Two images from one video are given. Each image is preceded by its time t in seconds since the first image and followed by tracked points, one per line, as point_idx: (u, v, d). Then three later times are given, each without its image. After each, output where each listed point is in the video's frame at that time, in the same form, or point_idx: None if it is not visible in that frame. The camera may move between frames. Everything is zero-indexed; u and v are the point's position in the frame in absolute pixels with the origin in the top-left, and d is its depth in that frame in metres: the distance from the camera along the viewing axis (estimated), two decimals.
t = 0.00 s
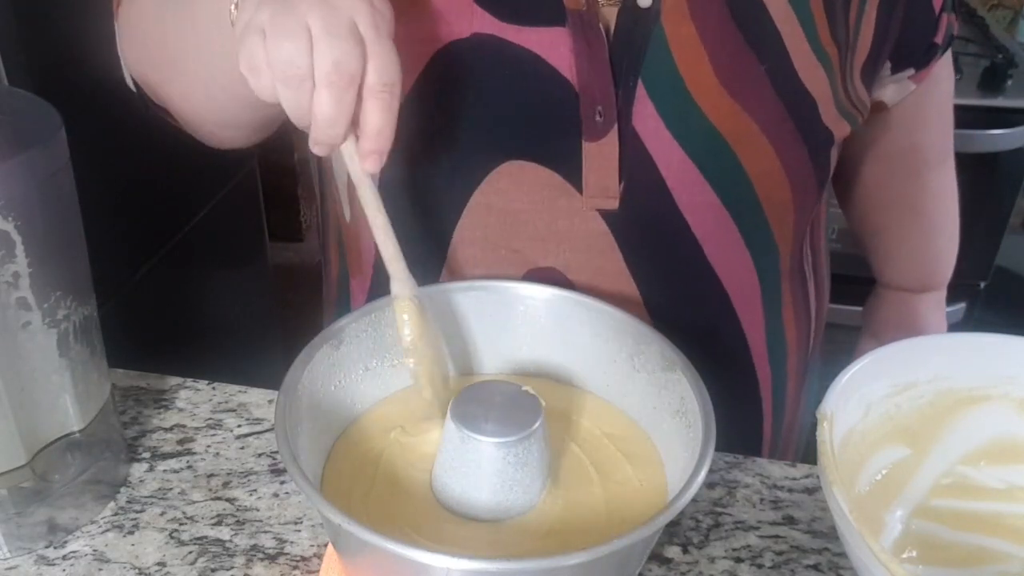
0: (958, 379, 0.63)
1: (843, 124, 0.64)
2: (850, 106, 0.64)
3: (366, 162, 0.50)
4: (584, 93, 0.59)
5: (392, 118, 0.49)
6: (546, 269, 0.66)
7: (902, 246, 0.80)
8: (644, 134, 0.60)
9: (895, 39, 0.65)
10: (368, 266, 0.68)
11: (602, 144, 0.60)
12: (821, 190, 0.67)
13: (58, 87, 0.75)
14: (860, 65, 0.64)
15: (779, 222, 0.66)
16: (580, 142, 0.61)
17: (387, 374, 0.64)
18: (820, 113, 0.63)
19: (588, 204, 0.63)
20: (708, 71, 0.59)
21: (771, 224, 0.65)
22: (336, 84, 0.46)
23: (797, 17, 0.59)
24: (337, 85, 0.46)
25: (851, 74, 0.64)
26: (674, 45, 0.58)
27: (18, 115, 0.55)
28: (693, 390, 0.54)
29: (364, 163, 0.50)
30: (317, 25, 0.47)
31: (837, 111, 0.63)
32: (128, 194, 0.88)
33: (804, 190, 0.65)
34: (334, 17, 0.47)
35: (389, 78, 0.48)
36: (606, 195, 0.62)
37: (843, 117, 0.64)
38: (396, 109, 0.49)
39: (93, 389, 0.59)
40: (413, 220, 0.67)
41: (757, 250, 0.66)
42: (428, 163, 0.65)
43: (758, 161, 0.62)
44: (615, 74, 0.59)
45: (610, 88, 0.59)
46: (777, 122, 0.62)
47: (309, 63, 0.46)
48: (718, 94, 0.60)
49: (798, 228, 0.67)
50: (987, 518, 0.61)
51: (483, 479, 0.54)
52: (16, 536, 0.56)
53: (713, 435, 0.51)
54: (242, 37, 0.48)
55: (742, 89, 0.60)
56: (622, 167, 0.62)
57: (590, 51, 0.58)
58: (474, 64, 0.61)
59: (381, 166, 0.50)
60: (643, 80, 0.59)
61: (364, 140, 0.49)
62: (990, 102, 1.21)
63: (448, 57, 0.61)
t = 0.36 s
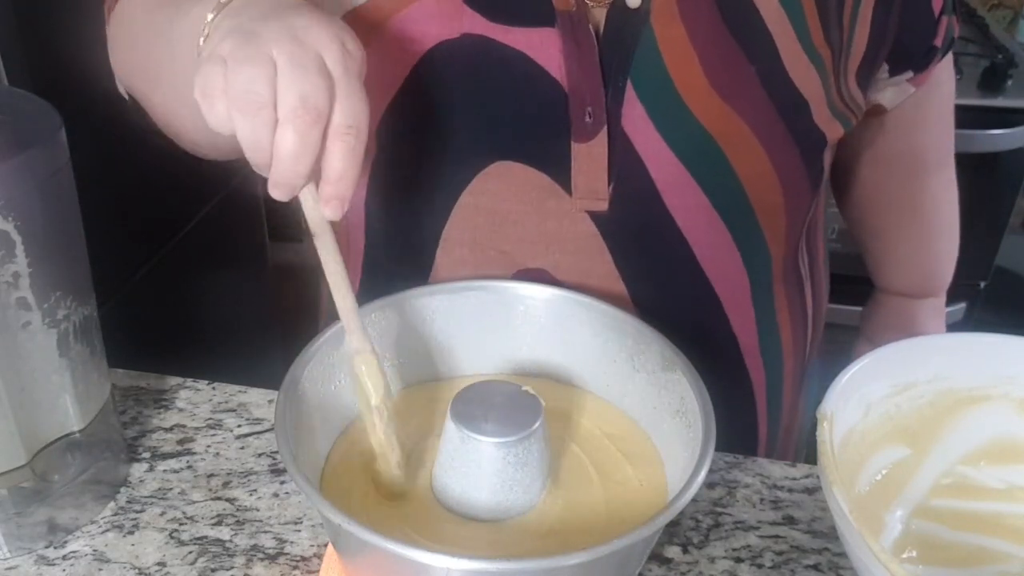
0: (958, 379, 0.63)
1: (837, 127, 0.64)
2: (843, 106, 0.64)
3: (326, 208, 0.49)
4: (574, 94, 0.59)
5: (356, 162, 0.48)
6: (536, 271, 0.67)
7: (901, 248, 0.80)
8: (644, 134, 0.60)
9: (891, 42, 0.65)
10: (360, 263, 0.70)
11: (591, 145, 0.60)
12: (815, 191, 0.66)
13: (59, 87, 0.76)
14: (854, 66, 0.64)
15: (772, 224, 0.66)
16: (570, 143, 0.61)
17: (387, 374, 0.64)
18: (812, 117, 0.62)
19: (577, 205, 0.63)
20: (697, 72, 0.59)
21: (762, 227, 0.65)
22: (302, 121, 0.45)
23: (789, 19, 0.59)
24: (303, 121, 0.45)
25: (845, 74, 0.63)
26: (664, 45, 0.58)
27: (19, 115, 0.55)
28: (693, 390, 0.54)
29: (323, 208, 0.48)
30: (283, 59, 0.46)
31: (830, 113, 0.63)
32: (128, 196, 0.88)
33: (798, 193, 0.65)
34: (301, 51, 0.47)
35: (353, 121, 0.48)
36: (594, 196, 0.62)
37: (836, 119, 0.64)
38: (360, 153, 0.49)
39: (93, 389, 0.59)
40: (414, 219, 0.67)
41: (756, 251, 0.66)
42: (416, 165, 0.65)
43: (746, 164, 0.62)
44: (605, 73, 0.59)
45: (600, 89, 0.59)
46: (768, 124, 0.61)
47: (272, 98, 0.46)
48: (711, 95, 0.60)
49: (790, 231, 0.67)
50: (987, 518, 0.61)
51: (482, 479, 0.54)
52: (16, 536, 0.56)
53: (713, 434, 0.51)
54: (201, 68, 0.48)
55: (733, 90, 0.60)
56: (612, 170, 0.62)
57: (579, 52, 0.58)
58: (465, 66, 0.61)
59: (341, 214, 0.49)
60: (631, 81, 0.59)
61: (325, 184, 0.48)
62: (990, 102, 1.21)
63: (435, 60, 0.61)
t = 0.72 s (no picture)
0: (958, 379, 0.63)
1: (842, 129, 0.64)
2: (849, 108, 0.64)
3: (349, 197, 0.47)
4: (583, 98, 0.59)
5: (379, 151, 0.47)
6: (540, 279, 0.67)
7: (901, 248, 0.80)
8: (644, 135, 0.60)
9: (894, 42, 0.65)
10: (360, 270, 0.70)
11: (599, 151, 0.60)
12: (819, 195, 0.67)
13: (60, 87, 0.76)
14: (858, 66, 0.64)
15: (777, 225, 0.66)
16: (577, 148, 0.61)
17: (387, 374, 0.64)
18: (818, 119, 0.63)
19: (584, 212, 0.63)
20: (703, 74, 0.59)
21: (771, 230, 0.66)
22: (329, 100, 0.44)
23: (795, 19, 0.59)
24: (331, 100, 0.44)
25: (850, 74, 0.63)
26: (672, 50, 0.58)
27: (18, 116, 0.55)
28: (693, 390, 0.54)
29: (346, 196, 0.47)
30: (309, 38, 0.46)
31: (835, 113, 0.63)
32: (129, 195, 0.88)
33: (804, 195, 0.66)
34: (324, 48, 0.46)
35: (377, 105, 0.47)
36: (602, 202, 0.62)
37: (840, 119, 0.64)
38: (384, 140, 0.48)
39: (93, 389, 0.59)
40: (413, 220, 0.67)
41: (756, 251, 0.66)
42: (417, 168, 0.65)
43: (755, 167, 0.62)
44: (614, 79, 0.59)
45: (608, 93, 0.59)
46: (774, 126, 0.61)
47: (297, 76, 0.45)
48: (717, 98, 0.60)
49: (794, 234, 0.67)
50: (986, 518, 0.61)
51: (483, 478, 0.54)
52: (16, 536, 0.56)
53: (713, 434, 0.51)
54: (217, 53, 0.46)
55: (738, 93, 0.60)
56: (618, 174, 0.62)
57: (587, 56, 0.58)
58: (466, 67, 0.61)
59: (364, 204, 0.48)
60: (639, 87, 0.59)
61: (348, 172, 0.47)
62: (990, 102, 1.21)
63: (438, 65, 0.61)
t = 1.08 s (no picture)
0: (958, 379, 0.63)
1: (842, 126, 0.65)
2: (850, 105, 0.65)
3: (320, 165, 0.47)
4: (577, 95, 0.59)
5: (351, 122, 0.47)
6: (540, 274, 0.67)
7: (900, 247, 0.80)
8: (643, 135, 0.60)
9: (896, 36, 0.65)
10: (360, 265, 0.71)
11: (593, 147, 0.60)
12: (818, 193, 0.67)
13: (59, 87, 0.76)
14: (859, 64, 0.64)
15: (774, 223, 0.66)
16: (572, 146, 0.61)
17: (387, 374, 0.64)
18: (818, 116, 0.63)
19: (579, 208, 0.63)
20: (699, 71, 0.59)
21: (769, 229, 0.66)
22: (300, 76, 0.45)
23: (793, 14, 0.59)
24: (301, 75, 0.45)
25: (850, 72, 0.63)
26: (669, 49, 0.58)
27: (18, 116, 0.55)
28: (693, 390, 0.54)
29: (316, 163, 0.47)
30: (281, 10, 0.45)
31: (835, 111, 0.63)
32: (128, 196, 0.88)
33: (802, 195, 0.66)
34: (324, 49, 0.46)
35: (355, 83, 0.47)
36: (597, 198, 0.62)
37: (840, 115, 0.64)
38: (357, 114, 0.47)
39: (93, 389, 0.59)
40: (413, 220, 0.67)
41: (756, 251, 0.66)
42: (413, 165, 0.65)
43: (753, 165, 0.62)
44: (610, 74, 0.59)
45: (603, 87, 0.59)
46: (774, 125, 0.62)
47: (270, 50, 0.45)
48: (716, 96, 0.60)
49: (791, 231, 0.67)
50: (987, 518, 0.61)
51: (483, 479, 0.54)
52: (16, 536, 0.56)
53: (713, 435, 0.51)
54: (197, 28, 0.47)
55: (737, 92, 0.60)
56: (612, 169, 0.62)
57: (581, 51, 0.58)
58: (462, 65, 0.61)
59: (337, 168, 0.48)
60: (633, 82, 0.59)
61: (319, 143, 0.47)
62: (990, 102, 1.21)
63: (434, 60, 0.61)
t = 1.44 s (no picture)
0: (958, 379, 0.63)
1: (831, 123, 0.64)
2: (838, 103, 0.64)
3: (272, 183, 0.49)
4: (559, 91, 0.59)
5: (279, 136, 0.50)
6: (526, 267, 0.67)
7: (897, 247, 0.80)
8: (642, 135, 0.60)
9: (889, 35, 0.64)
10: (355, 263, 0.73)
11: (576, 142, 0.61)
12: (808, 192, 0.67)
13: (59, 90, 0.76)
14: (849, 62, 0.63)
15: (762, 221, 0.65)
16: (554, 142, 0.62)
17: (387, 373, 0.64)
18: (806, 113, 0.62)
19: (564, 202, 0.63)
20: (687, 70, 0.59)
21: (756, 227, 0.65)
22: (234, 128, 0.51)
23: (794, 14, 0.59)
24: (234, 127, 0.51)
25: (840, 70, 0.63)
26: (652, 43, 0.58)
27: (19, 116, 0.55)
28: (694, 391, 0.54)
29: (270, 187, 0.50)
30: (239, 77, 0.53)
31: (823, 108, 0.63)
32: (128, 196, 0.88)
33: (790, 193, 0.65)
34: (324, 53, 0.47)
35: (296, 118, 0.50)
36: (581, 192, 0.62)
37: (829, 113, 0.64)
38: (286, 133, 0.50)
39: (93, 390, 0.59)
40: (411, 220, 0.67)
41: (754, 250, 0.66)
42: (412, 165, 0.65)
43: (741, 161, 0.62)
44: (592, 71, 0.59)
45: (584, 82, 0.59)
46: (762, 123, 0.61)
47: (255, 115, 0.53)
48: (704, 93, 0.59)
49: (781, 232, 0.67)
50: (986, 518, 0.61)
51: (483, 480, 0.54)
52: (16, 536, 0.56)
53: (713, 436, 0.51)
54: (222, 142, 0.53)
55: (727, 89, 0.60)
56: (596, 165, 0.62)
57: (563, 48, 0.58)
58: (458, 65, 0.61)
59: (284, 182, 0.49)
60: (619, 76, 0.59)
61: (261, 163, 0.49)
62: (990, 102, 1.21)
63: (427, 60, 0.61)
